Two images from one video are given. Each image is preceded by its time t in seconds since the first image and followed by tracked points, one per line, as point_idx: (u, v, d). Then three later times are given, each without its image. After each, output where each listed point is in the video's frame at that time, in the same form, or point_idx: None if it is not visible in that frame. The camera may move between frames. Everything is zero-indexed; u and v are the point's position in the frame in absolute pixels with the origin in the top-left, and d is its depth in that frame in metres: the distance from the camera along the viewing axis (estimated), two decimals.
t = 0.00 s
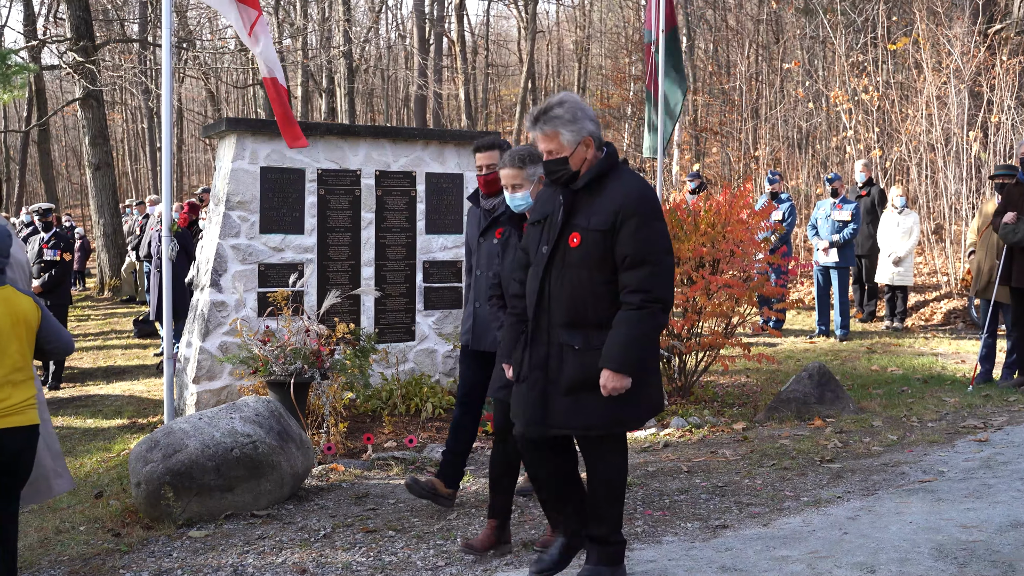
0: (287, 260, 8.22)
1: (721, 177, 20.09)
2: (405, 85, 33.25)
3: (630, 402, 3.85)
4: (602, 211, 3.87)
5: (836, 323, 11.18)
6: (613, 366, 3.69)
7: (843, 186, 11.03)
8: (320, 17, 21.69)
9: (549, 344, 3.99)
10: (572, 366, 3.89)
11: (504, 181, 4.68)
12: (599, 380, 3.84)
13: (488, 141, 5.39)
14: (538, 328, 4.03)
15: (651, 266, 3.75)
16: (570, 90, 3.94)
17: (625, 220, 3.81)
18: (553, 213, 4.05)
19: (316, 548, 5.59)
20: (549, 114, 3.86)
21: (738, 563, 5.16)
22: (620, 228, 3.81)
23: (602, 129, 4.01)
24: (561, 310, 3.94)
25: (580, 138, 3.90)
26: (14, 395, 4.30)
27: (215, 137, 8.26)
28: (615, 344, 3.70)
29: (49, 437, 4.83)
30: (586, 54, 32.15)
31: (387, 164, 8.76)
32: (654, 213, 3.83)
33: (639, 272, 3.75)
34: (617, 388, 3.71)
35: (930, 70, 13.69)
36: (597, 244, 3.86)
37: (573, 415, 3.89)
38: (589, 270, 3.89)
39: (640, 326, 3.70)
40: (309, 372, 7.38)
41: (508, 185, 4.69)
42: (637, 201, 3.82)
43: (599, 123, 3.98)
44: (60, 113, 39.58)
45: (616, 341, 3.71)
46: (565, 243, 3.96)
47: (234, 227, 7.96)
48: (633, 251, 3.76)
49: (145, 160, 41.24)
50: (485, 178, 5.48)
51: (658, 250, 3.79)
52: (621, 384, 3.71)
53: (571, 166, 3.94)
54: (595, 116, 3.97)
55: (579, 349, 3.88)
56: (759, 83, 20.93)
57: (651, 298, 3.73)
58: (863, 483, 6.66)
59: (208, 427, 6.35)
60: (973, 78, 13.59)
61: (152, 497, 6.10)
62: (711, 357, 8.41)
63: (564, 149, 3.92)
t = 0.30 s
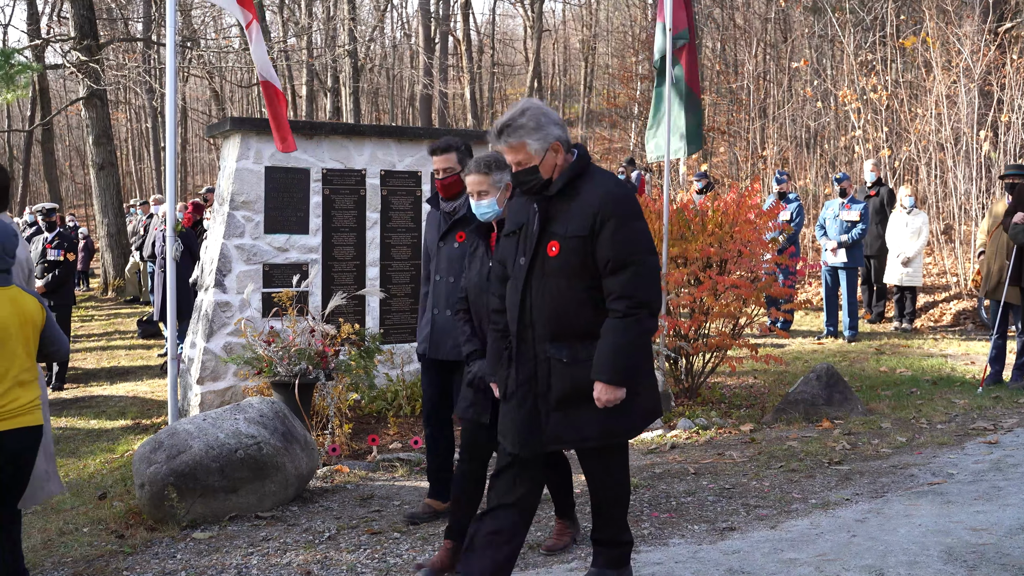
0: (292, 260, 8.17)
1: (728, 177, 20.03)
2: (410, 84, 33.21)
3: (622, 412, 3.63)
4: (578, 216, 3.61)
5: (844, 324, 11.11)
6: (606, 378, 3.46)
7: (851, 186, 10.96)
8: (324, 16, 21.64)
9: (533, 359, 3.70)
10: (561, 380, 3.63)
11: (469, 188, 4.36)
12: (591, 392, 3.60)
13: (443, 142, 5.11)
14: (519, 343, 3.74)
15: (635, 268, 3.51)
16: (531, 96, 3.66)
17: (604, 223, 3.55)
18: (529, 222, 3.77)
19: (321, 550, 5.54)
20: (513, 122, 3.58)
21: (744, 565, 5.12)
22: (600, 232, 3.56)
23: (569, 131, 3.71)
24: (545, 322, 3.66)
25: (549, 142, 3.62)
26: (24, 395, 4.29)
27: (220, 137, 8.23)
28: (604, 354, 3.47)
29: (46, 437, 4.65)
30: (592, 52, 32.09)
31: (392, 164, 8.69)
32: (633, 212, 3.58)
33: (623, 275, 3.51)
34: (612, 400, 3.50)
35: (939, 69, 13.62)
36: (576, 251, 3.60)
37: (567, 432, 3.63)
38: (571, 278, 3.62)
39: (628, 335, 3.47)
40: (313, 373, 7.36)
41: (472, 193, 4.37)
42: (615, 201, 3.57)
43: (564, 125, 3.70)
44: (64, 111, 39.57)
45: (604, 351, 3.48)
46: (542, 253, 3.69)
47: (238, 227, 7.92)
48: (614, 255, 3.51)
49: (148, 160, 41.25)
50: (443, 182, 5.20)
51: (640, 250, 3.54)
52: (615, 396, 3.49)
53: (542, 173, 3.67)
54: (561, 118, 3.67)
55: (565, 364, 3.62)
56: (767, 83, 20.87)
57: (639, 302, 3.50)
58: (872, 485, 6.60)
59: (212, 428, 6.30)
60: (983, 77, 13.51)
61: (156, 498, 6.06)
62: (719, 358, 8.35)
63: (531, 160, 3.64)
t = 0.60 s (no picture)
0: (294, 260, 8.09)
1: (735, 176, 19.92)
2: (414, 82, 33.11)
3: (586, 418, 3.42)
4: (526, 213, 3.39)
5: (852, 325, 11.01)
6: (586, 379, 3.25)
7: (860, 185, 10.85)
8: (327, 14, 21.51)
9: (485, 368, 3.44)
10: (518, 388, 3.37)
11: (413, 183, 4.26)
12: (554, 398, 3.37)
13: (402, 139, 4.88)
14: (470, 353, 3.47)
15: (594, 263, 3.32)
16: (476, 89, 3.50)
17: (556, 217, 3.35)
18: (471, 224, 3.52)
19: (324, 553, 5.46)
20: (463, 110, 3.43)
21: (752, 569, 5.06)
22: (552, 227, 3.35)
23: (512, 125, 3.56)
24: (497, 328, 3.41)
25: (496, 132, 3.44)
26: (27, 394, 4.26)
27: (221, 135, 8.16)
28: (580, 356, 3.26)
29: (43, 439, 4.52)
30: (597, 50, 31.96)
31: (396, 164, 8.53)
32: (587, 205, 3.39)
33: (583, 272, 3.31)
34: (597, 402, 3.28)
35: (949, 67, 13.50)
36: (528, 249, 3.37)
37: (530, 443, 3.38)
38: (522, 278, 3.38)
39: (597, 334, 3.26)
40: (316, 374, 7.31)
41: (416, 188, 4.26)
42: (566, 194, 3.37)
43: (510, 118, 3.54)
44: (65, 110, 39.49)
45: (576, 353, 3.27)
46: (488, 255, 3.44)
47: (240, 227, 7.86)
48: (573, 249, 3.31)
49: (150, 160, 41.19)
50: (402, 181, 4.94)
51: (598, 244, 3.35)
52: (600, 396, 3.28)
53: (488, 167, 3.46)
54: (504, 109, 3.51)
55: (522, 370, 3.37)
56: (774, 81, 20.75)
57: (603, 298, 3.30)
58: (881, 488, 6.50)
59: (214, 430, 6.23)
60: (994, 75, 13.39)
61: (157, 500, 5.99)
62: (726, 359, 8.26)
63: (477, 152, 3.45)
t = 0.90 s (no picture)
0: (296, 260, 8.03)
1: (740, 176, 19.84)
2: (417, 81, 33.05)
3: (540, 425, 3.30)
4: (495, 205, 3.30)
5: (858, 326, 10.93)
6: (549, 382, 3.14)
7: (867, 185, 10.78)
8: (330, 12, 21.43)
9: (446, 365, 3.32)
10: (474, 388, 3.24)
11: (377, 183, 4.41)
12: (510, 401, 3.23)
13: (373, 137, 4.79)
14: (432, 348, 3.35)
15: (562, 262, 3.23)
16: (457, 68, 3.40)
17: (526, 212, 3.26)
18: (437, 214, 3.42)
19: (325, 555, 5.42)
20: (448, 86, 3.30)
21: (757, 571, 5.02)
22: (521, 222, 3.26)
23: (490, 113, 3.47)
24: (457, 325, 3.28)
25: (473, 116, 3.33)
26: (29, 394, 4.20)
27: (223, 134, 8.12)
28: (543, 359, 3.15)
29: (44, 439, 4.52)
30: (602, 48, 31.85)
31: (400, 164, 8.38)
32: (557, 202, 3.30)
33: (551, 269, 3.22)
34: (553, 408, 3.17)
35: (957, 66, 13.42)
36: (495, 242, 3.27)
37: (483, 447, 3.23)
38: (487, 272, 3.27)
39: (561, 335, 3.16)
40: (318, 375, 7.25)
41: (381, 189, 4.41)
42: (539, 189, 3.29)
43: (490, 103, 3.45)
44: (65, 109, 39.37)
45: (538, 354, 3.16)
46: (454, 246, 3.33)
47: (241, 226, 7.81)
48: (541, 247, 3.22)
49: (151, 160, 41.08)
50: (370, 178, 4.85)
51: (567, 242, 3.27)
52: (558, 402, 3.18)
53: (462, 150, 3.34)
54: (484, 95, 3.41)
55: (481, 367, 3.25)
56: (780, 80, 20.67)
57: (569, 298, 3.20)
58: (887, 490, 6.44)
59: (215, 430, 6.17)
60: (1002, 73, 13.30)
61: (157, 501, 5.93)
62: (731, 360, 8.20)
63: (454, 131, 3.32)
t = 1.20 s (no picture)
0: (297, 260, 7.98)
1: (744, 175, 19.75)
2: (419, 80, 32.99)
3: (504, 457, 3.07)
4: (463, 219, 3.05)
5: (864, 327, 10.85)
6: (514, 418, 2.90)
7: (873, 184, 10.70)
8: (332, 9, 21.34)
9: (404, 390, 3.10)
10: (432, 415, 3.01)
11: (338, 180, 4.07)
12: (472, 433, 3.00)
13: (342, 127, 4.53)
14: (391, 369, 3.13)
15: (532, 286, 2.98)
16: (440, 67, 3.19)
17: (496, 230, 3.01)
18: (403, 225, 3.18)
19: (326, 557, 5.36)
20: (427, 83, 3.09)
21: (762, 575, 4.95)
22: (490, 239, 3.01)
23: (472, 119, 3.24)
24: (417, 346, 3.05)
25: (450, 119, 3.10)
26: (28, 394, 4.13)
27: (224, 133, 8.07)
28: (509, 393, 2.91)
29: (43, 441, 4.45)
30: (605, 46, 31.74)
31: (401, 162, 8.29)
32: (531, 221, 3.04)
33: (520, 295, 2.97)
34: (519, 445, 2.94)
35: (964, 64, 13.33)
36: (461, 261, 3.02)
37: (438, 479, 3.01)
38: (451, 292, 3.03)
39: (529, 367, 2.92)
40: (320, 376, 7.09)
41: (342, 188, 4.07)
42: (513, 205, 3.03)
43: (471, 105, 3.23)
44: (64, 106, 39.27)
45: (504, 387, 2.93)
46: (417, 262, 3.09)
47: (242, 225, 7.74)
48: (510, 269, 2.97)
49: (151, 158, 40.98)
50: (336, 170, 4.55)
51: (540, 265, 3.02)
52: (525, 438, 2.94)
53: (434, 153, 3.11)
54: (464, 99, 3.19)
55: (440, 395, 3.01)
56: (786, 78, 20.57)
57: (539, 327, 2.96)
58: (894, 492, 6.36)
59: (215, 432, 6.10)
60: (1010, 71, 13.21)
61: (157, 503, 5.87)
62: (736, 361, 8.12)
63: (428, 131, 3.10)
